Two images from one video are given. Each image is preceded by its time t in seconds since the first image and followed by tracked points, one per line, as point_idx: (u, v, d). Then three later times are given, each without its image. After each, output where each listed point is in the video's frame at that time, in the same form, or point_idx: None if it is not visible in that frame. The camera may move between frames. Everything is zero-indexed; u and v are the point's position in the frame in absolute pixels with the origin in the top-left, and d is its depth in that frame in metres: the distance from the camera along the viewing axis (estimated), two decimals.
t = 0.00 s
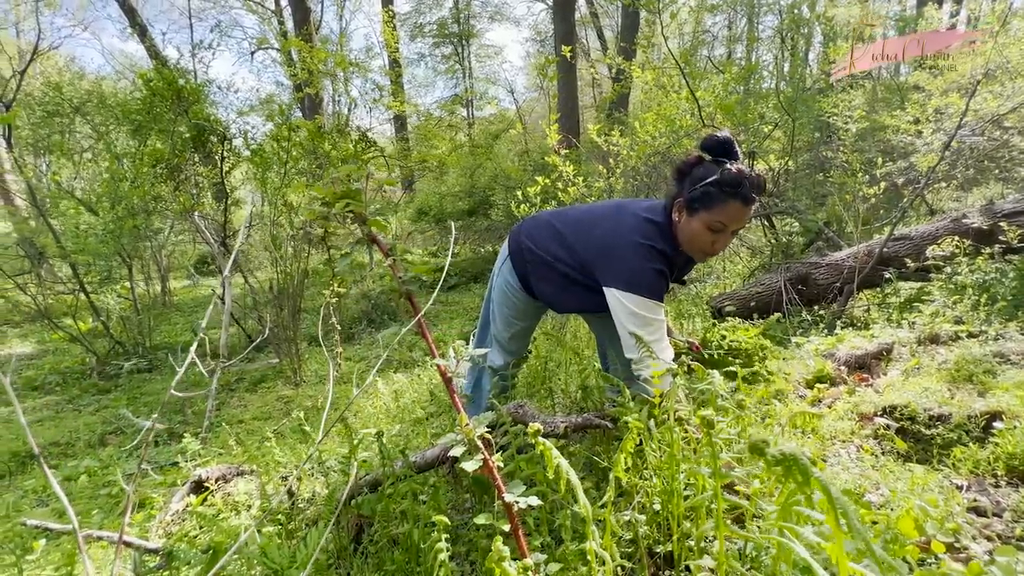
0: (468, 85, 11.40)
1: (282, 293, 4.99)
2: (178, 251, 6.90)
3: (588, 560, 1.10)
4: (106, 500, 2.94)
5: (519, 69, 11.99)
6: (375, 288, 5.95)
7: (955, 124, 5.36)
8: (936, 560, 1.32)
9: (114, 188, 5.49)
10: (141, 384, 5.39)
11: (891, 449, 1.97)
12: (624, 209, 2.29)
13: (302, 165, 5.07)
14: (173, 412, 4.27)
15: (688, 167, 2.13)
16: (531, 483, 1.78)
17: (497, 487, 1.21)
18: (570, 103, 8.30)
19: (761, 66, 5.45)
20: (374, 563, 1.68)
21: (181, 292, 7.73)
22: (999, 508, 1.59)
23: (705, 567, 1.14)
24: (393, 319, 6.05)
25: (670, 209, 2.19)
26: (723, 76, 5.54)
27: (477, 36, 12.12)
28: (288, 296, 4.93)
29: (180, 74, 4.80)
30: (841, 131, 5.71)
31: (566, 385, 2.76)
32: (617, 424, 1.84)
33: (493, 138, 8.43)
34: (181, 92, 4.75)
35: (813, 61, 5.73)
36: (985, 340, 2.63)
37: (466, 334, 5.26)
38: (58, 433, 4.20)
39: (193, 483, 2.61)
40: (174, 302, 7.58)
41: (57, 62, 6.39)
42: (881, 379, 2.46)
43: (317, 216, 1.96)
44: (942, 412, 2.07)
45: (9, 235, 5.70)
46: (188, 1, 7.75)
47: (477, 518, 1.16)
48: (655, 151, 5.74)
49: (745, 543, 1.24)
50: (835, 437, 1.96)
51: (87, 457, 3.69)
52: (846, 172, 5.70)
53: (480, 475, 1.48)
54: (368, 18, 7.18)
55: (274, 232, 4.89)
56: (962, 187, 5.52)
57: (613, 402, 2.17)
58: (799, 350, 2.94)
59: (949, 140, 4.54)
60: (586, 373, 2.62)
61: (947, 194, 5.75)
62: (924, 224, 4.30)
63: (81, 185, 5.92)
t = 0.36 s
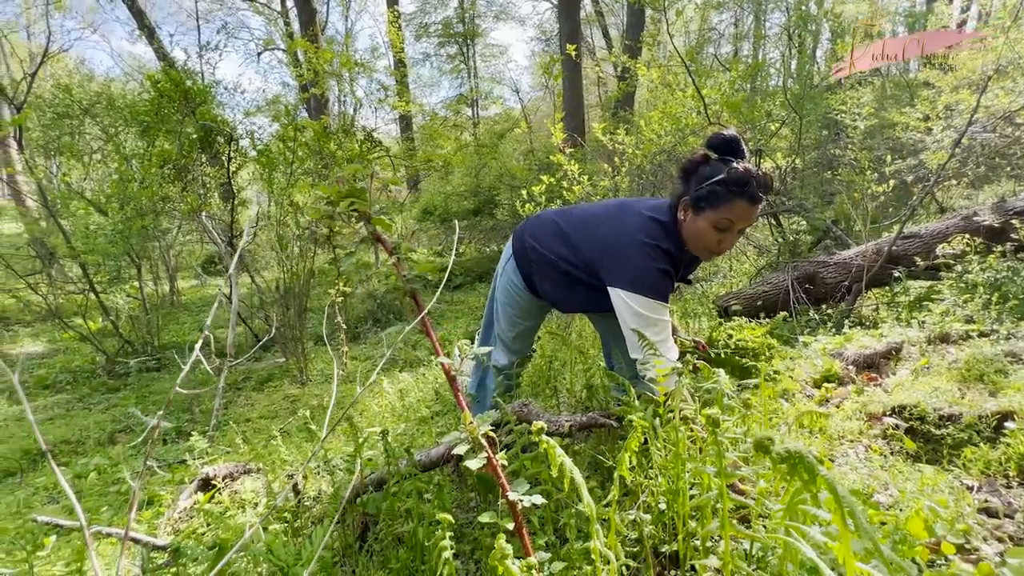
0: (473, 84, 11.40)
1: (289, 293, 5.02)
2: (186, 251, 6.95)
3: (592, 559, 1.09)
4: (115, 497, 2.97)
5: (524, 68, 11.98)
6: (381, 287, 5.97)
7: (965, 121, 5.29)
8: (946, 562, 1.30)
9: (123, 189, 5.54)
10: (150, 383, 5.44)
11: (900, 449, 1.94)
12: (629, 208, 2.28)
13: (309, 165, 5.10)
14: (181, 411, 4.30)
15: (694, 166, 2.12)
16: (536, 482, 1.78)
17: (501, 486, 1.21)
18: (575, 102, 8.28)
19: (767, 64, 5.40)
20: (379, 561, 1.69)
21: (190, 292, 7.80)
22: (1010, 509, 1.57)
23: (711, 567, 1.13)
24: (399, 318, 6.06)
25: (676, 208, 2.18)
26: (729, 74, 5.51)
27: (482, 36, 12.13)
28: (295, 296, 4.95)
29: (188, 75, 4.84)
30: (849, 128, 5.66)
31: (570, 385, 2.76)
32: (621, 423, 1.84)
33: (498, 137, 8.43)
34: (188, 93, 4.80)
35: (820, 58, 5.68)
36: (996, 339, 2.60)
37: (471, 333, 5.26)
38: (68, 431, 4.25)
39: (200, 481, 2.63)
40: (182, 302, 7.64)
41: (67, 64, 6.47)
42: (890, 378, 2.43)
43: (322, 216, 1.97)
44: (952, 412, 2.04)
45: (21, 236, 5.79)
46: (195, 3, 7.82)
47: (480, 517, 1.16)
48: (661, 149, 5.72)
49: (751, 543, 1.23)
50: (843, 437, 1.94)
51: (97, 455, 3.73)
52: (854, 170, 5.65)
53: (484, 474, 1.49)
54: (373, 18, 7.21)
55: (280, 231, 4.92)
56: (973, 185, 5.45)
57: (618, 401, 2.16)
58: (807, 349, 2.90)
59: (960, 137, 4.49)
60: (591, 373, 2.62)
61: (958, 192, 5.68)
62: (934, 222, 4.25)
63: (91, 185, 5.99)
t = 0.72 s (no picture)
0: (478, 84, 11.42)
1: (295, 292, 5.06)
2: (194, 251, 7.02)
3: (594, 557, 1.09)
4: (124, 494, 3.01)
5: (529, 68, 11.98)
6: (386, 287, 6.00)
7: (975, 118, 5.23)
8: (952, 563, 1.29)
9: (131, 189, 5.60)
10: (158, 381, 5.49)
11: (907, 450, 1.93)
12: (633, 207, 2.28)
13: (315, 165, 5.13)
14: (189, 409, 4.34)
15: (700, 165, 2.10)
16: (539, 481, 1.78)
17: (502, 484, 1.21)
18: (580, 101, 8.27)
19: (774, 61, 5.36)
20: (384, 559, 1.69)
21: (197, 291, 7.87)
22: (1019, 511, 1.55)
23: (713, 566, 1.12)
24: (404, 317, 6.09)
25: (681, 207, 2.17)
26: (735, 72, 5.48)
27: (487, 35, 12.15)
28: (301, 295, 4.98)
29: (195, 76, 4.89)
30: (857, 126, 5.62)
31: (575, 384, 2.75)
32: (625, 422, 1.83)
33: (503, 136, 8.43)
34: (195, 94, 4.85)
35: (828, 55, 5.64)
36: (1006, 339, 2.57)
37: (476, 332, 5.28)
38: (78, 428, 4.30)
39: (207, 478, 2.65)
40: (190, 301, 7.72)
41: (77, 66, 6.55)
42: (897, 378, 2.40)
43: (327, 215, 1.98)
44: (961, 412, 2.02)
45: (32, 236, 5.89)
46: (203, 4, 7.90)
47: (482, 515, 1.16)
48: (666, 148, 5.69)
49: (753, 544, 1.23)
50: (849, 437, 1.93)
51: (106, 452, 3.78)
52: (862, 168, 5.60)
53: (486, 472, 1.49)
54: (378, 19, 7.25)
55: (286, 231, 4.96)
56: (983, 183, 5.39)
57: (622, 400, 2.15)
58: (813, 349, 2.88)
59: (969, 134, 4.44)
60: (595, 372, 2.61)
61: (968, 190, 5.62)
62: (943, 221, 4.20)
63: (100, 186, 6.06)
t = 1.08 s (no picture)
0: (482, 83, 11.44)
1: (299, 292, 5.09)
2: (199, 250, 7.07)
3: (595, 558, 1.09)
4: (130, 493, 3.03)
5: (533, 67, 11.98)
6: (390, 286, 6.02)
7: (982, 116, 5.19)
8: (957, 566, 1.28)
9: (137, 190, 5.63)
10: (163, 380, 5.52)
11: (912, 451, 1.91)
12: (639, 207, 2.27)
13: (319, 165, 5.15)
14: (193, 408, 4.37)
15: (707, 165, 2.09)
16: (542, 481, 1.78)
17: (504, 484, 1.21)
18: (583, 100, 8.26)
19: (778, 61, 5.30)
20: (386, 558, 1.70)
21: (202, 291, 7.92)
22: None
23: (716, 567, 1.11)
24: (407, 317, 6.11)
25: (687, 208, 2.17)
26: (739, 71, 5.46)
27: (491, 35, 12.16)
28: (305, 295, 4.99)
29: (200, 77, 4.92)
30: (862, 125, 5.59)
31: (578, 383, 2.75)
32: (628, 422, 1.83)
33: (507, 136, 8.43)
34: (200, 94, 4.88)
35: (833, 54, 5.62)
36: (1013, 340, 2.54)
37: (479, 332, 5.29)
38: (84, 426, 4.33)
39: (212, 477, 2.67)
40: (195, 301, 7.77)
41: (84, 67, 6.61)
42: (903, 379, 2.39)
43: (330, 215, 1.99)
44: (967, 413, 2.00)
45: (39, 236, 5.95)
46: (208, 6, 7.95)
47: (484, 514, 1.17)
48: (670, 148, 5.68)
49: (756, 545, 1.22)
50: (854, 438, 1.91)
51: (112, 450, 3.80)
52: (867, 167, 5.57)
53: (489, 472, 1.48)
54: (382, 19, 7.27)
55: (291, 231, 4.99)
56: (990, 182, 5.34)
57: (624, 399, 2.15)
58: (818, 349, 2.86)
59: (976, 133, 4.40)
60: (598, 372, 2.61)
61: (975, 189, 5.57)
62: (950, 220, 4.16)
63: (106, 186, 6.12)
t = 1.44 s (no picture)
0: (484, 84, 11.45)
1: (301, 293, 5.11)
2: (202, 251, 7.10)
3: (598, 561, 1.09)
4: (134, 492, 3.04)
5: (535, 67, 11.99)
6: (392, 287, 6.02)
7: (987, 116, 5.17)
8: (963, 569, 1.27)
9: (141, 190, 5.65)
10: (166, 380, 5.54)
11: (916, 453, 1.90)
12: (645, 209, 2.26)
13: (321, 166, 5.16)
14: (197, 408, 4.38)
15: (714, 169, 2.09)
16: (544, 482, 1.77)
17: (507, 487, 1.21)
18: (586, 101, 8.25)
19: (781, 61, 5.27)
20: (389, 560, 1.70)
21: (206, 291, 7.95)
22: None
23: (719, 570, 1.11)
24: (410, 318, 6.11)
25: (692, 211, 2.16)
26: (742, 71, 5.45)
27: (494, 35, 12.17)
28: (308, 295, 5.00)
29: (204, 79, 4.93)
30: (866, 125, 5.57)
31: (580, 385, 2.75)
32: (631, 424, 1.83)
33: (509, 136, 8.43)
34: (204, 95, 4.89)
35: (836, 54, 5.61)
36: (1019, 341, 2.53)
37: (482, 332, 5.30)
38: (88, 426, 4.35)
39: (215, 478, 2.67)
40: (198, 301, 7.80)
41: (89, 68, 6.64)
42: (907, 381, 2.37)
43: (333, 216, 1.99)
44: (972, 415, 1.99)
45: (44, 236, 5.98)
46: (212, 7, 7.98)
47: (487, 517, 1.16)
48: (672, 148, 5.66)
49: (759, 548, 1.22)
50: (858, 440, 1.90)
51: (115, 450, 3.82)
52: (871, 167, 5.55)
53: (492, 473, 1.48)
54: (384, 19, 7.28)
55: (294, 231, 5.00)
56: (995, 182, 5.32)
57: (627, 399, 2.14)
58: (821, 350, 2.85)
59: (981, 133, 4.38)
60: (602, 372, 2.60)
61: (980, 190, 5.54)
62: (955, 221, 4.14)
63: (110, 187, 6.14)
